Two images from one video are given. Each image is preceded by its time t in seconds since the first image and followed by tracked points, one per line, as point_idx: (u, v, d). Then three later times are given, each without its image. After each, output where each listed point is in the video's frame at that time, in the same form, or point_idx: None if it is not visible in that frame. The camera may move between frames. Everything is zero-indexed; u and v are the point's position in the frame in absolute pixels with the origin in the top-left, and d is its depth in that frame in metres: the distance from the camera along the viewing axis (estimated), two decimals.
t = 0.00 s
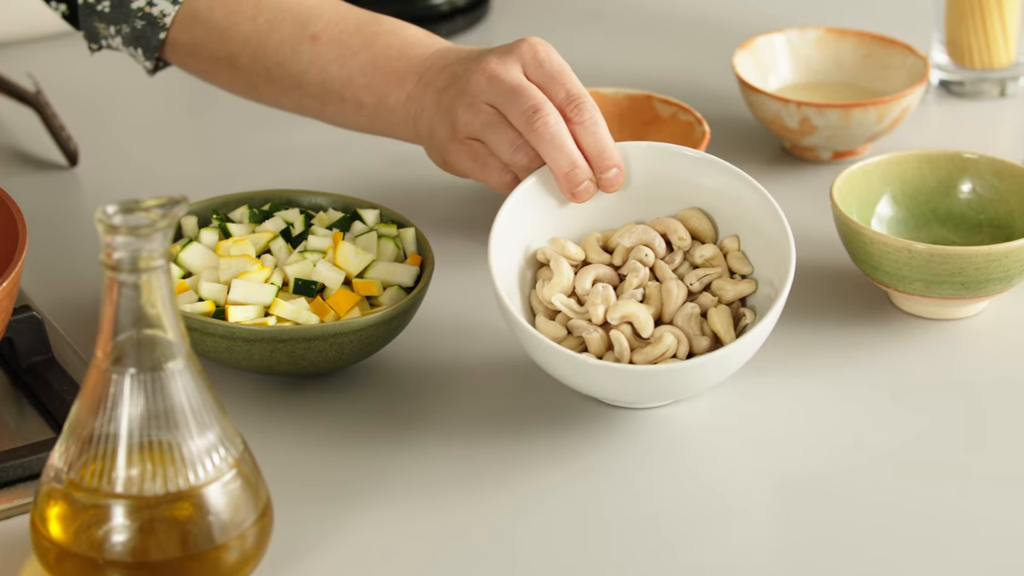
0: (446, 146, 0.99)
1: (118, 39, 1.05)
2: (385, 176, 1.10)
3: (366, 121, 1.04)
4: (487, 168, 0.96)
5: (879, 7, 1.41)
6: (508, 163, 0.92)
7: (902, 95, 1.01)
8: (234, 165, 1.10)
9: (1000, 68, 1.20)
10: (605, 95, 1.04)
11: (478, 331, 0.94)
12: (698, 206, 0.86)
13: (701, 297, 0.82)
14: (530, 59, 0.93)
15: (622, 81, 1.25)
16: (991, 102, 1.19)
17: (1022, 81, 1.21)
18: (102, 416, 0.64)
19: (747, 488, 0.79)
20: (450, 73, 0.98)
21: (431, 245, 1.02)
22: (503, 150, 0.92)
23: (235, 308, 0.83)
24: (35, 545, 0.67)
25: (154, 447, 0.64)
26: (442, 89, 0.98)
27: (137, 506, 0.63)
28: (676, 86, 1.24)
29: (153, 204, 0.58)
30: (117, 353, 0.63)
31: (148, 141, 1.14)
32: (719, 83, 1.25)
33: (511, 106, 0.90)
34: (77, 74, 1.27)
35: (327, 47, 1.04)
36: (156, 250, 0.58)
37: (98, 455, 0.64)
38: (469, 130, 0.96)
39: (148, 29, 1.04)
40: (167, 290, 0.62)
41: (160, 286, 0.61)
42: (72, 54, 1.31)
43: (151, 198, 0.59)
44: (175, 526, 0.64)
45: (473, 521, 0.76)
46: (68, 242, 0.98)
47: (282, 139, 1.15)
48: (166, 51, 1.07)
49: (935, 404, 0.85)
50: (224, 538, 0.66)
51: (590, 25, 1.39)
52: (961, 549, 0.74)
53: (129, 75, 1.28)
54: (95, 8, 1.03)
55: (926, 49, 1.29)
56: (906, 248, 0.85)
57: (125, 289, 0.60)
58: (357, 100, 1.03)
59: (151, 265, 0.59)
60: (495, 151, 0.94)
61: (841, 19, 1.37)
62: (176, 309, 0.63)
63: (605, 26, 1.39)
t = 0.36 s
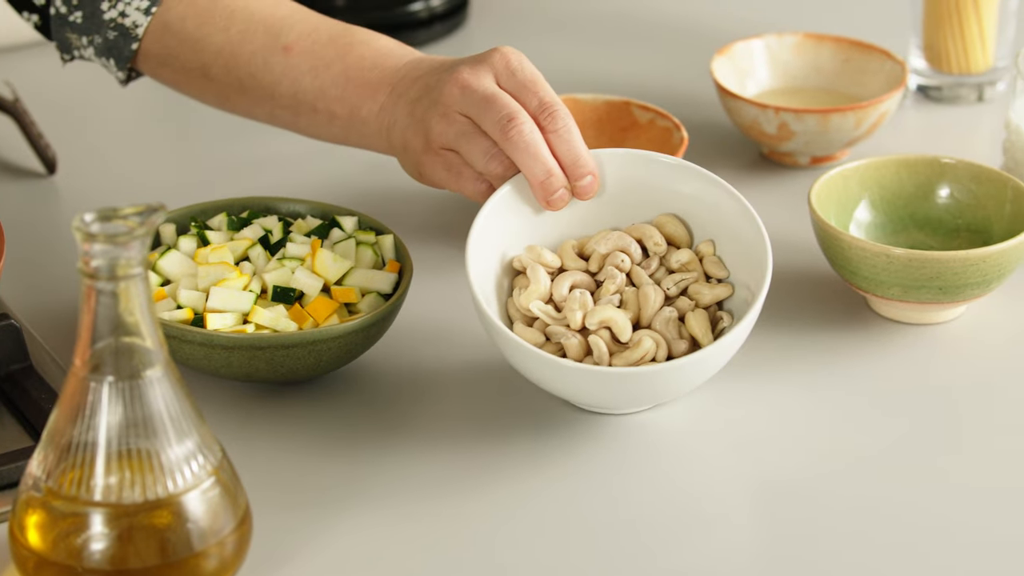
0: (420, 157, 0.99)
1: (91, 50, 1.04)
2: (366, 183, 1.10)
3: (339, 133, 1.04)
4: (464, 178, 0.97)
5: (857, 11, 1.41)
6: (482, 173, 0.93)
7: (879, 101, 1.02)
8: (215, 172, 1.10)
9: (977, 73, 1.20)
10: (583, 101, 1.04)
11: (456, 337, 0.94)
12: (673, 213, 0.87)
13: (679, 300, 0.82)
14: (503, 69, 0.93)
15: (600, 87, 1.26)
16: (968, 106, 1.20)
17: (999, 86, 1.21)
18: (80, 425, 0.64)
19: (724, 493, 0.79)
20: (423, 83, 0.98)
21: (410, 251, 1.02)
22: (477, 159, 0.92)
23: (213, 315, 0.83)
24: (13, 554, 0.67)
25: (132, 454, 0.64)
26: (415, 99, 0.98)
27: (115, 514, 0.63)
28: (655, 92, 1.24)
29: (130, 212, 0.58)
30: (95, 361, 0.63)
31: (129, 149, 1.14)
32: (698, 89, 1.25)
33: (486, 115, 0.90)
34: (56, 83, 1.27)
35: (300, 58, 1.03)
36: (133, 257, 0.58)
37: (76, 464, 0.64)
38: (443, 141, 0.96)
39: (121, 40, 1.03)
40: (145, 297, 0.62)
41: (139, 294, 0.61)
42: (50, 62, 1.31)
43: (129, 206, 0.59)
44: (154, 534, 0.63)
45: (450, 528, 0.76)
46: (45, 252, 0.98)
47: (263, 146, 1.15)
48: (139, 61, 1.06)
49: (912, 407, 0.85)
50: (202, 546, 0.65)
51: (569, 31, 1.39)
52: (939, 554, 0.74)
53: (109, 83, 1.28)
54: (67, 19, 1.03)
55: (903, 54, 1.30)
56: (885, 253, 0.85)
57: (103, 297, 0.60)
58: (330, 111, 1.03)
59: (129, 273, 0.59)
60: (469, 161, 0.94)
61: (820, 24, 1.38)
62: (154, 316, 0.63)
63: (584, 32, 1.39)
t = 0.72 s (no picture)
0: (389, 183, 0.99)
1: (63, 64, 1.04)
2: (346, 189, 1.10)
3: (308, 159, 1.04)
4: (432, 205, 0.97)
5: (835, 17, 1.41)
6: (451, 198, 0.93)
7: (858, 106, 1.02)
8: (195, 180, 1.10)
9: (955, 78, 1.20)
10: (561, 108, 1.05)
11: (435, 343, 0.94)
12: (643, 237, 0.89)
13: (656, 310, 0.83)
14: (471, 94, 0.94)
15: (578, 94, 1.26)
16: (946, 111, 1.20)
17: (977, 91, 1.21)
18: (58, 433, 0.64)
19: (701, 500, 0.79)
20: (393, 108, 0.99)
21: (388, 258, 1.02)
22: (445, 184, 0.93)
23: (191, 323, 0.83)
24: None
25: (110, 462, 0.63)
26: (384, 125, 0.98)
27: (93, 522, 0.63)
28: (633, 98, 1.24)
29: (109, 220, 0.58)
30: (73, 369, 0.63)
31: (109, 158, 1.13)
32: (677, 95, 1.25)
33: (455, 139, 0.91)
34: (35, 90, 1.27)
35: (271, 81, 1.03)
36: (111, 266, 0.58)
37: (54, 472, 0.63)
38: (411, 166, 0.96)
39: (93, 56, 1.02)
40: (123, 305, 0.62)
41: (117, 302, 0.61)
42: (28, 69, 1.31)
43: (105, 214, 0.59)
44: (132, 542, 0.63)
45: (426, 534, 0.76)
46: (23, 260, 0.98)
47: (243, 153, 1.15)
48: (112, 77, 1.05)
49: (889, 411, 0.86)
50: (181, 554, 0.65)
51: (547, 37, 1.40)
52: (916, 558, 0.74)
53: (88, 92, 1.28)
54: (39, 33, 1.02)
55: (881, 59, 1.30)
56: (862, 258, 0.86)
57: (81, 305, 0.60)
58: (300, 135, 1.03)
59: (107, 281, 0.59)
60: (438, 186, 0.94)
61: (797, 30, 1.38)
62: (133, 324, 0.63)
63: (562, 38, 1.40)
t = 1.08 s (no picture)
0: (365, 214, 0.98)
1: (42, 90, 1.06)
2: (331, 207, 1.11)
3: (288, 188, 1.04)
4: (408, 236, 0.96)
5: (816, 37, 1.42)
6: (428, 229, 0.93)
7: (839, 127, 1.03)
8: (180, 201, 1.10)
9: (937, 98, 1.21)
10: (545, 129, 1.05)
11: (419, 362, 0.94)
12: (620, 267, 0.90)
13: (636, 330, 0.84)
14: (447, 126, 0.95)
15: (561, 114, 1.27)
16: (928, 131, 1.21)
17: (958, 110, 1.23)
18: (41, 456, 0.63)
19: (682, 520, 0.79)
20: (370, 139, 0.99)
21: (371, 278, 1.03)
22: (422, 215, 0.93)
23: (174, 345, 0.83)
24: None
25: (93, 486, 0.63)
26: (361, 155, 0.99)
27: (76, 545, 0.62)
28: (615, 119, 1.25)
29: (92, 243, 0.58)
30: (57, 393, 0.62)
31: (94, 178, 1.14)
32: (659, 117, 1.26)
33: (434, 171, 0.92)
34: (19, 112, 1.27)
35: (250, 110, 1.04)
36: (93, 289, 0.57)
37: (38, 495, 0.62)
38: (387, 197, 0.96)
39: (71, 83, 1.04)
40: (107, 328, 0.62)
41: (100, 325, 0.60)
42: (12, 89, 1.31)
43: (88, 237, 0.59)
44: (116, 565, 0.63)
45: (407, 554, 0.76)
46: (5, 282, 0.98)
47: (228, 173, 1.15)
48: (90, 104, 1.07)
49: (873, 430, 0.86)
50: None
51: (530, 58, 1.40)
52: None
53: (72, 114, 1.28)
54: (19, 60, 1.05)
55: (862, 79, 1.31)
56: (845, 278, 0.86)
57: (63, 328, 0.60)
58: (276, 165, 1.03)
59: (90, 304, 0.58)
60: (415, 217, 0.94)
61: (779, 51, 1.39)
62: (116, 347, 0.62)
63: (545, 58, 1.40)
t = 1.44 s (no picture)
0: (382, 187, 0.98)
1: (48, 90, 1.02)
2: (314, 222, 1.11)
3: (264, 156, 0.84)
4: (422, 201, 0.75)
5: (795, 55, 1.43)
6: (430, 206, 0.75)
7: (819, 144, 1.03)
8: (163, 219, 1.10)
9: (917, 115, 1.22)
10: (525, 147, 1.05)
11: (401, 377, 0.94)
12: (599, 288, 0.91)
13: (616, 349, 0.85)
14: (466, 90, 0.75)
15: (542, 132, 1.27)
16: (908, 149, 1.21)
17: (937, 128, 1.23)
18: (21, 475, 0.62)
19: (664, 537, 0.79)
20: (366, 98, 0.78)
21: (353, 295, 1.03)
22: (422, 195, 0.75)
23: (155, 364, 0.83)
24: None
25: (75, 505, 0.61)
26: (361, 110, 0.77)
27: (58, 566, 0.60)
28: (596, 138, 1.25)
29: (71, 263, 0.58)
30: (36, 413, 0.61)
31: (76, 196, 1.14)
32: (640, 135, 1.26)
33: (443, 140, 0.73)
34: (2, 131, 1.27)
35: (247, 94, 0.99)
36: (74, 308, 0.57)
37: (17, 515, 0.61)
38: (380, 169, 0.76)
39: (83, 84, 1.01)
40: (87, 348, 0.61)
41: (81, 344, 0.60)
42: None
43: (67, 258, 0.59)
44: None
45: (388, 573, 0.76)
46: None
47: (211, 190, 1.15)
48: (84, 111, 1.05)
49: (855, 446, 0.86)
50: None
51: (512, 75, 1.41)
52: None
53: (54, 134, 1.28)
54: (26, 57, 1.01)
55: (841, 96, 1.32)
56: (824, 295, 0.86)
57: (43, 347, 0.58)
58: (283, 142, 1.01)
59: (70, 323, 0.58)
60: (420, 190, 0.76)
61: (758, 68, 1.40)
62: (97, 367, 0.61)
63: (526, 75, 1.41)
